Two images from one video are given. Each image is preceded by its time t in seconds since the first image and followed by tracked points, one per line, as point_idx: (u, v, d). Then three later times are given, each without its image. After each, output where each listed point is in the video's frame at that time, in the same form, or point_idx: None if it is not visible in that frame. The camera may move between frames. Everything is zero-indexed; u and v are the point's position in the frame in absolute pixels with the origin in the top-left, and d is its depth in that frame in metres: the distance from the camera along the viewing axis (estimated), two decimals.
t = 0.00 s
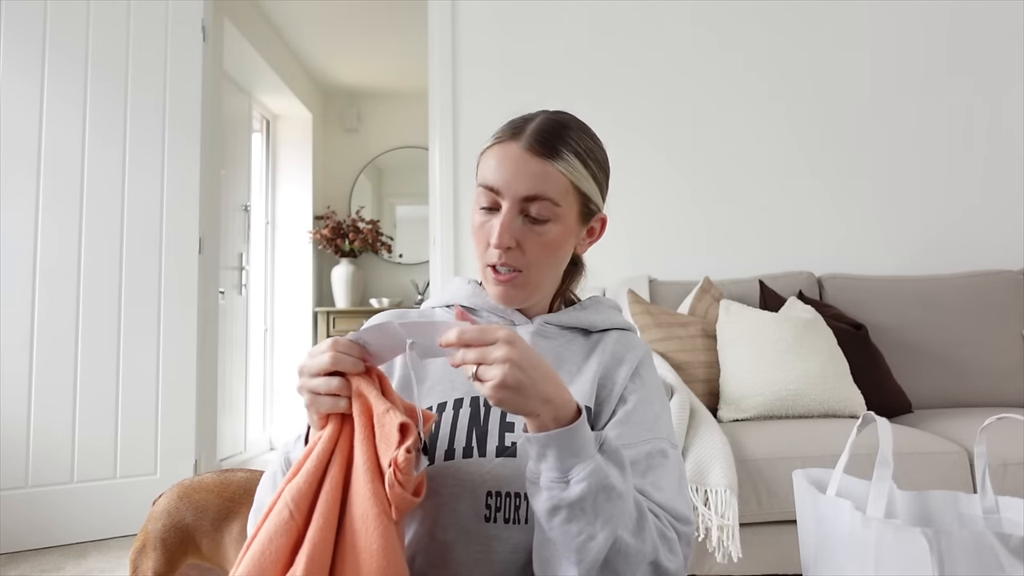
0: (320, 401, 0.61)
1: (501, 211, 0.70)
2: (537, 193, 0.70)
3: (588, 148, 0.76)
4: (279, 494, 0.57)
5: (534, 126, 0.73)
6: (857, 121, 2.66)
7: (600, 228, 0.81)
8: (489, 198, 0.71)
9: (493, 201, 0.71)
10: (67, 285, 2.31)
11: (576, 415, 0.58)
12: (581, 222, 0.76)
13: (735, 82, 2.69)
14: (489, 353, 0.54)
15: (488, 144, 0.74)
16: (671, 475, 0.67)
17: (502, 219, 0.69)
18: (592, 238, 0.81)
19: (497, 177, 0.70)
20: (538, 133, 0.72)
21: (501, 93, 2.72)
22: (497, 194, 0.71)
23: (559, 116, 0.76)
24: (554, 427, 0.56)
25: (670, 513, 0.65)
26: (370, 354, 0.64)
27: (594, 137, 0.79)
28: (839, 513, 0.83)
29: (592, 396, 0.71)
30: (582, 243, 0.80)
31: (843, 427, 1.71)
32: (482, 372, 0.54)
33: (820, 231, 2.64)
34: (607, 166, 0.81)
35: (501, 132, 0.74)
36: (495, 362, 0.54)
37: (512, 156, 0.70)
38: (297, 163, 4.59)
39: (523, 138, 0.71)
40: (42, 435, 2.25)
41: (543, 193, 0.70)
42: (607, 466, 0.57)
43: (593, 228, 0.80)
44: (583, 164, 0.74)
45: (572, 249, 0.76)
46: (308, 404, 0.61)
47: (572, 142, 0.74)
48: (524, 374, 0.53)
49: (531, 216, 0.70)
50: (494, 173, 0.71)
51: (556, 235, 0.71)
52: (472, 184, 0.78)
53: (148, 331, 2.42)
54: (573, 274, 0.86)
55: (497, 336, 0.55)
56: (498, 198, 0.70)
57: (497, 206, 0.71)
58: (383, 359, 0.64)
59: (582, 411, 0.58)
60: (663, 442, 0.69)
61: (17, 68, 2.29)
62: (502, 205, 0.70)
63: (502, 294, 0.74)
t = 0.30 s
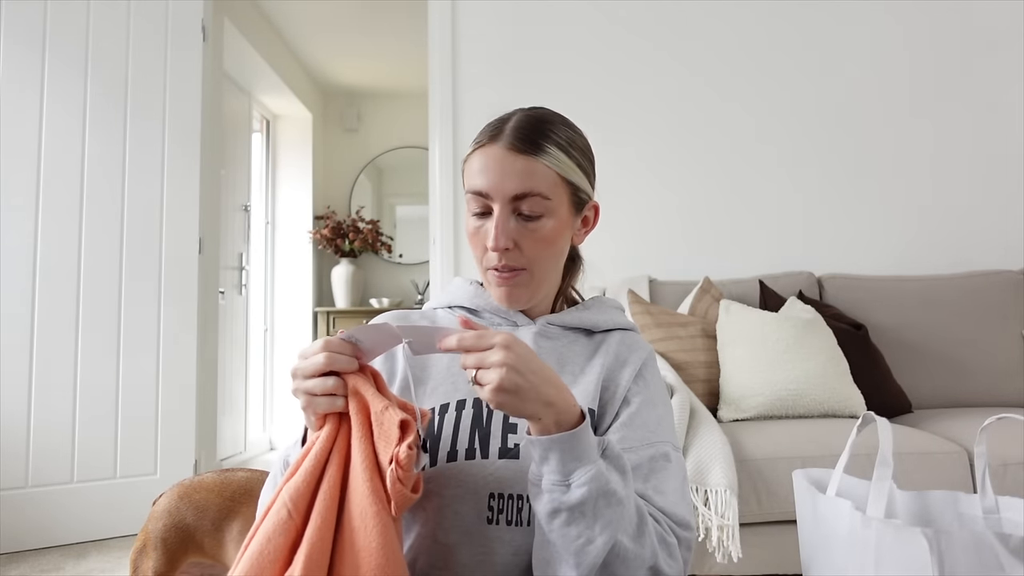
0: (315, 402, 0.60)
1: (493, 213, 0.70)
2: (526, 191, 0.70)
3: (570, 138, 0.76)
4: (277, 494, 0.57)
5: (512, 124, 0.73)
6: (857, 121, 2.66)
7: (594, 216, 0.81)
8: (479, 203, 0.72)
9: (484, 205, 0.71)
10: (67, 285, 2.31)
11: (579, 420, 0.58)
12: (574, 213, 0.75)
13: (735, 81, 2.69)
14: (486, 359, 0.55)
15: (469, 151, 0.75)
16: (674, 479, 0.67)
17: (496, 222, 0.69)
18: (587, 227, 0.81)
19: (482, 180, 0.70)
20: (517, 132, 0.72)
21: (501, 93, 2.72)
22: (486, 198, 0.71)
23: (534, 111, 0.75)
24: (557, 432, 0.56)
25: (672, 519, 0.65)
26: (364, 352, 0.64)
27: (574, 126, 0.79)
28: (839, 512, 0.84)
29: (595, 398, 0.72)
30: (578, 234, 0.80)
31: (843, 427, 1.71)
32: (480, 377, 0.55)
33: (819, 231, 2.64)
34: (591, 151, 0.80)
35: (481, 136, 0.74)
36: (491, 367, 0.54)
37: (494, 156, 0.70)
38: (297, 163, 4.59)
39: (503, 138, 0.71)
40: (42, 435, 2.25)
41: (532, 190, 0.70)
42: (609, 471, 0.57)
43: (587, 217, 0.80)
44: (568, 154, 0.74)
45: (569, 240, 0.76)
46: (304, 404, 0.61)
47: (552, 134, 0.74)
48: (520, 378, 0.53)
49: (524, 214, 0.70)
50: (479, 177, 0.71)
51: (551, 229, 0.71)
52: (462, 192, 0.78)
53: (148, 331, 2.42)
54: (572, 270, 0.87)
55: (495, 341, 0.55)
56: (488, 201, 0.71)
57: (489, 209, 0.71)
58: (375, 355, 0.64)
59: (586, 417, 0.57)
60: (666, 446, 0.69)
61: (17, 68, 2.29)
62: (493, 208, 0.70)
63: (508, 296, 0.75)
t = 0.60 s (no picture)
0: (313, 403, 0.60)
1: (491, 212, 0.70)
2: (523, 189, 0.70)
3: (567, 137, 0.76)
4: (275, 495, 0.57)
5: (509, 123, 0.73)
6: (857, 121, 2.66)
7: (591, 215, 0.81)
8: (476, 202, 0.72)
9: (482, 204, 0.71)
10: (67, 285, 2.31)
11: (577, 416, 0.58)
12: (571, 211, 0.76)
13: (735, 81, 2.69)
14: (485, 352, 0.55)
15: (466, 150, 0.75)
16: (672, 478, 0.67)
17: (493, 220, 0.69)
18: (584, 226, 0.81)
19: (480, 179, 0.70)
20: (515, 131, 0.72)
21: (501, 93, 2.72)
22: (483, 197, 0.71)
23: (531, 110, 0.76)
24: (555, 427, 0.56)
25: (670, 517, 0.65)
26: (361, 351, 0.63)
27: (570, 126, 0.79)
28: (839, 512, 0.84)
29: (592, 397, 0.72)
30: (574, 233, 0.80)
31: (844, 427, 1.71)
32: (479, 371, 0.55)
33: (819, 231, 2.64)
34: (587, 150, 0.80)
35: (477, 136, 0.74)
36: (490, 360, 0.54)
37: (492, 155, 0.70)
38: (297, 163, 4.59)
39: (500, 137, 0.71)
40: (42, 435, 2.25)
41: (529, 188, 0.70)
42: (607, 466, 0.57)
43: (584, 215, 0.80)
44: (564, 153, 0.74)
45: (567, 239, 0.76)
46: (301, 405, 0.61)
47: (549, 132, 0.74)
48: (519, 371, 0.53)
49: (521, 213, 0.70)
50: (477, 176, 0.71)
51: (549, 227, 0.71)
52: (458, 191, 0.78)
53: (148, 331, 2.42)
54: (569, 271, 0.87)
55: (494, 334, 0.55)
56: (485, 200, 0.71)
57: (486, 208, 0.71)
58: (372, 355, 0.63)
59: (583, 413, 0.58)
60: (664, 444, 0.69)
61: (17, 67, 2.29)
62: (491, 207, 0.70)
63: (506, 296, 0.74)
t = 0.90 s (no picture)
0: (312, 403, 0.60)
1: (487, 207, 0.70)
2: (519, 183, 0.70)
3: (567, 137, 0.76)
4: (274, 495, 0.57)
5: (509, 120, 0.73)
6: (857, 120, 2.66)
7: (589, 216, 0.81)
8: (473, 198, 0.72)
9: (478, 199, 0.71)
10: (67, 285, 2.31)
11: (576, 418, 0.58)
12: (569, 210, 0.76)
13: (735, 81, 2.69)
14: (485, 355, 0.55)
15: (465, 147, 0.75)
16: (672, 477, 0.67)
17: (489, 215, 0.69)
18: (582, 226, 0.81)
19: (478, 174, 0.70)
20: (513, 127, 0.72)
21: (500, 93, 2.72)
22: (480, 192, 0.71)
23: (532, 109, 0.76)
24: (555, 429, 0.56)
25: (670, 518, 0.65)
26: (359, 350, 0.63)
27: (571, 127, 0.80)
28: (840, 513, 0.83)
29: (593, 398, 0.72)
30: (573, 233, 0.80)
31: (844, 427, 1.71)
32: (478, 373, 0.54)
33: (819, 230, 2.64)
34: (588, 151, 0.81)
35: (477, 132, 0.75)
36: (489, 362, 0.54)
37: (490, 151, 0.71)
38: (297, 163, 4.59)
39: (499, 133, 0.72)
40: (42, 435, 2.25)
41: (525, 182, 0.70)
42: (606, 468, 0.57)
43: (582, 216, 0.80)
44: (563, 150, 0.74)
45: (564, 237, 0.75)
46: (300, 405, 0.61)
47: (549, 130, 0.74)
48: (518, 373, 0.53)
49: (516, 208, 0.70)
50: (474, 171, 0.71)
51: (544, 223, 0.71)
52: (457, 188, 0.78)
53: (148, 331, 2.42)
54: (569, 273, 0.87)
55: (493, 336, 0.55)
56: (482, 195, 0.71)
57: (482, 203, 0.71)
58: (372, 355, 0.63)
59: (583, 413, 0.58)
60: (663, 444, 0.69)
61: (17, 68, 2.29)
62: (487, 202, 0.70)
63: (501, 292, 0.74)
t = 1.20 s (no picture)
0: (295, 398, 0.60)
1: (475, 194, 0.71)
2: (502, 168, 0.70)
3: (556, 129, 0.77)
4: (261, 493, 0.57)
5: (497, 115, 0.75)
6: (857, 121, 2.66)
7: (587, 207, 0.80)
8: (463, 189, 0.73)
9: (467, 190, 0.72)
10: (68, 285, 2.31)
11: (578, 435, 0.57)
12: (561, 199, 0.75)
13: (734, 82, 2.69)
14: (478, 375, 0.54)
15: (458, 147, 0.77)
16: (681, 487, 0.67)
17: (474, 201, 0.70)
18: (580, 218, 0.80)
19: (466, 165, 0.72)
20: (500, 119, 0.74)
21: (500, 93, 2.72)
22: (469, 182, 0.72)
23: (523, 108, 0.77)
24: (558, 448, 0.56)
25: (679, 528, 0.65)
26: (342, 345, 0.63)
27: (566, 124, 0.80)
28: (839, 512, 0.83)
29: (600, 400, 0.72)
30: (569, 225, 0.79)
31: (844, 427, 1.71)
32: (472, 394, 0.53)
33: (819, 231, 2.64)
34: (583, 147, 0.81)
35: (468, 131, 0.77)
36: (483, 382, 0.53)
37: (477, 143, 0.72)
38: (298, 163, 4.59)
39: (486, 125, 0.73)
40: (42, 435, 2.25)
41: (508, 167, 0.70)
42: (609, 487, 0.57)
43: (579, 208, 0.79)
44: (552, 141, 0.75)
45: (557, 227, 0.75)
46: (282, 400, 0.60)
47: (537, 123, 0.75)
48: (513, 393, 0.53)
49: (501, 193, 0.70)
50: (463, 163, 0.72)
51: (531, 208, 0.71)
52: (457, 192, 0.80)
53: (148, 331, 2.42)
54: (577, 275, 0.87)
55: (486, 357, 0.54)
56: (470, 184, 0.71)
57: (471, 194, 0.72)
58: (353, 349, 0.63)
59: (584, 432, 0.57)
60: (673, 451, 0.68)
61: (17, 68, 2.29)
62: (474, 190, 0.71)
63: (497, 282, 0.74)
